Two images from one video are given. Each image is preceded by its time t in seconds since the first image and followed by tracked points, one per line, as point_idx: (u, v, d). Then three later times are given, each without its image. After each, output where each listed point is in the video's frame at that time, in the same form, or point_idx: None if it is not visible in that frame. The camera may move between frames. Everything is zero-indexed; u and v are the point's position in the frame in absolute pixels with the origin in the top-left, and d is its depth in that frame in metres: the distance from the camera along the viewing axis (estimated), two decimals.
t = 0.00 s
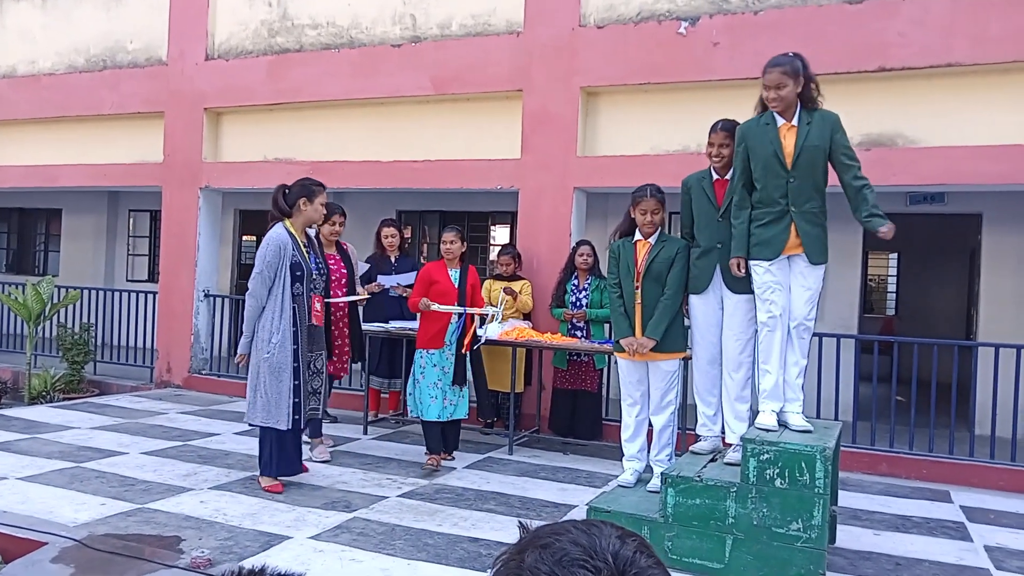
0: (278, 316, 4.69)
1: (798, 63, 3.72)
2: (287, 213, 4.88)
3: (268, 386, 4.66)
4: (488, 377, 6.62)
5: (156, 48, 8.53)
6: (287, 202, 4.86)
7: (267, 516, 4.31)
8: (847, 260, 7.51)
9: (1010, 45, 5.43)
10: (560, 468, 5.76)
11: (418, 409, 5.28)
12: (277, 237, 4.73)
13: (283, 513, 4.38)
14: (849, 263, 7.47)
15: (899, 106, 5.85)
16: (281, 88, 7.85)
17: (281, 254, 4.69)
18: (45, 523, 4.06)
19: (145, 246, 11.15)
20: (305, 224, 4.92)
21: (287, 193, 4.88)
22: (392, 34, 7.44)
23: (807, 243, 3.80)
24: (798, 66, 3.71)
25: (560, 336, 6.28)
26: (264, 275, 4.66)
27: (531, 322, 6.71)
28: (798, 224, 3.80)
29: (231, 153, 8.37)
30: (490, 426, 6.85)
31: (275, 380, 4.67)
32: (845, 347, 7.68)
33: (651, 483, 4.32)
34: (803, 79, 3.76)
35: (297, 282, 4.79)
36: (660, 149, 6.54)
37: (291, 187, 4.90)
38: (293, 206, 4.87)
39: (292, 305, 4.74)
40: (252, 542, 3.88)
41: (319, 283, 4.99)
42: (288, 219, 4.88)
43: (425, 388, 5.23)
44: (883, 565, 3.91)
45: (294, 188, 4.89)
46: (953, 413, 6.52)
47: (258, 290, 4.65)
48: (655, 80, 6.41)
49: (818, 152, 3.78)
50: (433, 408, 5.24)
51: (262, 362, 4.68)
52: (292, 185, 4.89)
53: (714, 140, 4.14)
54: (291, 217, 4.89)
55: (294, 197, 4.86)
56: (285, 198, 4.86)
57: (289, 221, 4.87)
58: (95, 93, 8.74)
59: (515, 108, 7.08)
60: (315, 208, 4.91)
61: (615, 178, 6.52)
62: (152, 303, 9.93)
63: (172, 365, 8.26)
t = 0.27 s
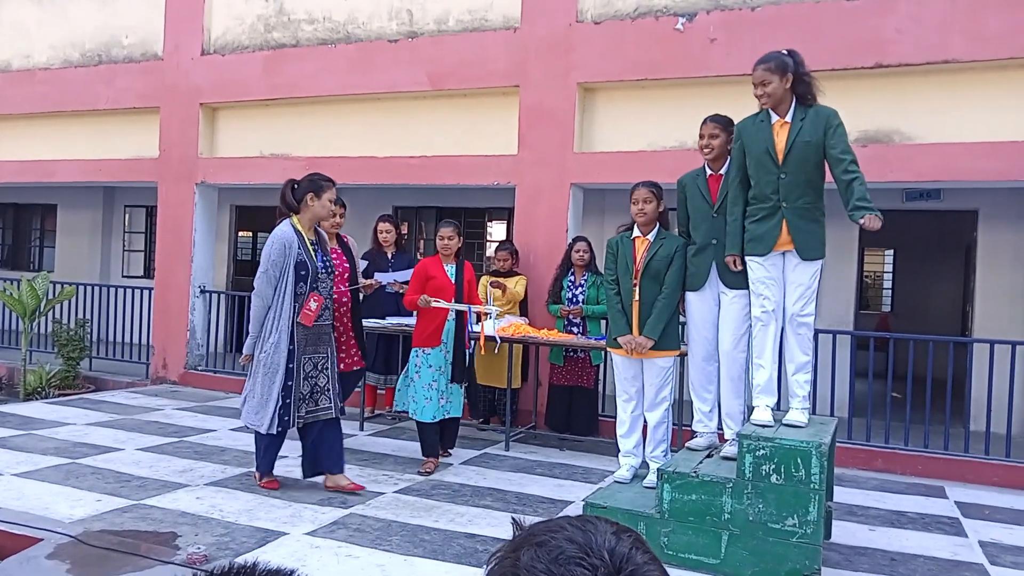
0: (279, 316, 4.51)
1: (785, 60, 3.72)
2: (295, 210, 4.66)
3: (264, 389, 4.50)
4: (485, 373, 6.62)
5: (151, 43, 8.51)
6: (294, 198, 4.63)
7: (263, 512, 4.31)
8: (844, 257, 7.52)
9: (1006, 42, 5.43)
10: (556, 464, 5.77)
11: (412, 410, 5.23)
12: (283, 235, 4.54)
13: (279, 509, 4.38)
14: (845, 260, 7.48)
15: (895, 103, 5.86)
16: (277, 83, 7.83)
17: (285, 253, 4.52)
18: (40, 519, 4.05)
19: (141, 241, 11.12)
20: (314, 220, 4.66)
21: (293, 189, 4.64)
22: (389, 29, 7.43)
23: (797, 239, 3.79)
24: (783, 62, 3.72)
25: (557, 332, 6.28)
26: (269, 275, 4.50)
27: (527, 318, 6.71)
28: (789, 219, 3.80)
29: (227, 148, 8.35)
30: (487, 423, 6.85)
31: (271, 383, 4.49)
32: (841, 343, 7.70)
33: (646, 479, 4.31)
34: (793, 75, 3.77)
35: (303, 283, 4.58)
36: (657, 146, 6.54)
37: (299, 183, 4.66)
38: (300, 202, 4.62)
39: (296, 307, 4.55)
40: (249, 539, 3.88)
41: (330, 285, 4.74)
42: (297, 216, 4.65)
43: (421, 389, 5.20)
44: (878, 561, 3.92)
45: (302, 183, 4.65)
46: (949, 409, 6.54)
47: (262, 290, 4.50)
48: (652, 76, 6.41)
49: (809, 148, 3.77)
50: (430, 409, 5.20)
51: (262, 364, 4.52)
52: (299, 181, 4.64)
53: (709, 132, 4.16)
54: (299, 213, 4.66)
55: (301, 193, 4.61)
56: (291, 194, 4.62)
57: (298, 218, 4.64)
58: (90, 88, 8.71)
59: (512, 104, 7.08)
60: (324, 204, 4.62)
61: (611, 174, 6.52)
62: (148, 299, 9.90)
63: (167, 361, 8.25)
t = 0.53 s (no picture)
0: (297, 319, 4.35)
1: (787, 61, 3.72)
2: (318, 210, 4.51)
3: (279, 392, 4.36)
4: (485, 374, 6.61)
5: (150, 42, 8.50)
6: (315, 197, 4.47)
7: (262, 512, 4.31)
8: (843, 257, 7.52)
9: (1006, 42, 5.44)
10: (556, 464, 5.77)
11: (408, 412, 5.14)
12: (302, 236, 4.38)
13: (278, 509, 4.38)
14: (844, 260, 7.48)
15: (894, 103, 5.86)
16: (276, 82, 7.83)
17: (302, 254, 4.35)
18: (39, 519, 4.05)
19: (140, 241, 11.11)
20: (337, 220, 4.48)
21: (316, 188, 4.49)
22: (388, 29, 7.42)
23: (801, 241, 3.80)
24: (784, 64, 3.72)
25: (556, 332, 6.28)
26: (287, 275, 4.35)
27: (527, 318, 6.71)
28: (793, 220, 3.81)
29: (226, 147, 8.35)
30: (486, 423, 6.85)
31: (287, 386, 4.36)
32: (840, 343, 7.70)
33: (646, 479, 4.30)
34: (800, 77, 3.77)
35: (322, 285, 4.41)
36: (656, 145, 6.54)
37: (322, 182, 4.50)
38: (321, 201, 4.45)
39: (315, 309, 4.38)
40: (248, 539, 3.88)
41: (355, 286, 4.53)
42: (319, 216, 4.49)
43: (421, 391, 5.12)
44: (877, 561, 3.92)
45: (325, 182, 4.48)
46: (948, 409, 6.54)
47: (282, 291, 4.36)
48: (652, 75, 6.41)
49: (814, 149, 3.77)
50: (430, 411, 5.13)
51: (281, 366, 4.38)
52: (321, 179, 4.48)
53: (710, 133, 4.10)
54: (321, 213, 4.48)
55: (323, 192, 4.45)
56: (313, 194, 4.47)
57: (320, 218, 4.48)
58: (89, 88, 8.70)
59: (511, 103, 7.07)
60: (345, 202, 4.43)
61: (611, 174, 6.52)
62: (147, 298, 9.90)
63: (167, 361, 8.24)
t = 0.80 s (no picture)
0: (322, 316, 4.29)
1: (797, 62, 3.69)
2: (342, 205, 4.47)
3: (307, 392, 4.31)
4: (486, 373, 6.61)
5: (152, 41, 8.50)
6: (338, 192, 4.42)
7: (264, 511, 4.31)
8: (845, 255, 7.51)
9: (1007, 40, 5.42)
10: (558, 462, 5.76)
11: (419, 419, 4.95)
12: (325, 232, 4.34)
13: (280, 508, 4.38)
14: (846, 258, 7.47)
15: (896, 101, 5.85)
16: (277, 81, 7.83)
17: (320, 250, 4.31)
18: (42, 518, 4.05)
19: (142, 240, 11.13)
20: (360, 214, 4.42)
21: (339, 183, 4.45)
22: (389, 28, 7.42)
23: (807, 240, 3.79)
24: (796, 65, 3.70)
25: (558, 331, 6.27)
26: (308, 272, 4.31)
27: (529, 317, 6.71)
28: (801, 219, 3.81)
29: (227, 147, 8.35)
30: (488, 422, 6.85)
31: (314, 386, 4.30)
32: (842, 341, 7.69)
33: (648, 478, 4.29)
34: (812, 77, 3.76)
35: (345, 281, 4.35)
36: (658, 144, 6.53)
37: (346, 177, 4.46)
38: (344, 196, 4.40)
39: (339, 306, 4.33)
40: (250, 538, 3.89)
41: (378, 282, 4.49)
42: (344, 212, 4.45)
43: (429, 397, 4.88)
44: (879, 559, 3.92)
45: (348, 177, 4.43)
46: (950, 407, 6.53)
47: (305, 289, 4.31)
48: (653, 74, 6.40)
49: (824, 148, 3.77)
50: (438, 418, 4.89)
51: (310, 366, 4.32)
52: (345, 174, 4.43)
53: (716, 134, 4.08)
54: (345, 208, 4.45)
55: (346, 186, 4.40)
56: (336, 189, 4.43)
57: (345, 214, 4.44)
58: (91, 87, 8.71)
59: (513, 102, 7.07)
60: (366, 195, 4.36)
61: (612, 173, 6.52)
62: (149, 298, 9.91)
63: (169, 360, 8.25)
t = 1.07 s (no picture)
0: (335, 327, 3.96)
1: (796, 64, 3.68)
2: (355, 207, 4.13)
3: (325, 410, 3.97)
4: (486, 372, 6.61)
5: (152, 41, 8.50)
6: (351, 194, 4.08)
7: (264, 511, 4.31)
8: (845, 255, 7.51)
9: (1007, 40, 5.43)
10: (557, 462, 5.76)
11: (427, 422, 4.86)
12: (336, 237, 4.01)
13: (280, 508, 4.38)
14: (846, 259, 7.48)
15: (896, 101, 5.85)
16: (277, 81, 7.84)
17: (333, 255, 3.97)
18: (42, 517, 4.06)
19: (142, 240, 11.13)
20: (374, 216, 4.09)
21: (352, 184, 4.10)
22: (389, 28, 7.43)
23: (809, 240, 3.80)
24: (796, 69, 3.69)
25: (557, 330, 6.27)
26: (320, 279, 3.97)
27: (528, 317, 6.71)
28: (802, 220, 3.81)
29: (227, 146, 8.35)
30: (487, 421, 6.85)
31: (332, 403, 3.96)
32: (841, 341, 7.69)
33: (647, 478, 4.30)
34: (811, 77, 3.77)
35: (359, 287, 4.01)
36: (658, 144, 6.53)
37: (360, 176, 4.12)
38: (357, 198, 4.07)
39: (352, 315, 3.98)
40: (249, 537, 3.89)
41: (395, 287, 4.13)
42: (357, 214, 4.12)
43: (438, 399, 4.82)
44: (879, 559, 3.92)
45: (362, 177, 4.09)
46: (950, 407, 6.54)
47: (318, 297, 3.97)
48: (653, 74, 6.40)
49: (825, 148, 3.77)
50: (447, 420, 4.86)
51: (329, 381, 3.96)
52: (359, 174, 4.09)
53: (714, 136, 4.08)
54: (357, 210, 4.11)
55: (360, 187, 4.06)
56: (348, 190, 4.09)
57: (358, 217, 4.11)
58: (91, 86, 8.71)
59: (513, 102, 7.07)
60: (383, 197, 4.04)
61: (612, 173, 6.52)
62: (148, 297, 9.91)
63: (168, 360, 8.25)
